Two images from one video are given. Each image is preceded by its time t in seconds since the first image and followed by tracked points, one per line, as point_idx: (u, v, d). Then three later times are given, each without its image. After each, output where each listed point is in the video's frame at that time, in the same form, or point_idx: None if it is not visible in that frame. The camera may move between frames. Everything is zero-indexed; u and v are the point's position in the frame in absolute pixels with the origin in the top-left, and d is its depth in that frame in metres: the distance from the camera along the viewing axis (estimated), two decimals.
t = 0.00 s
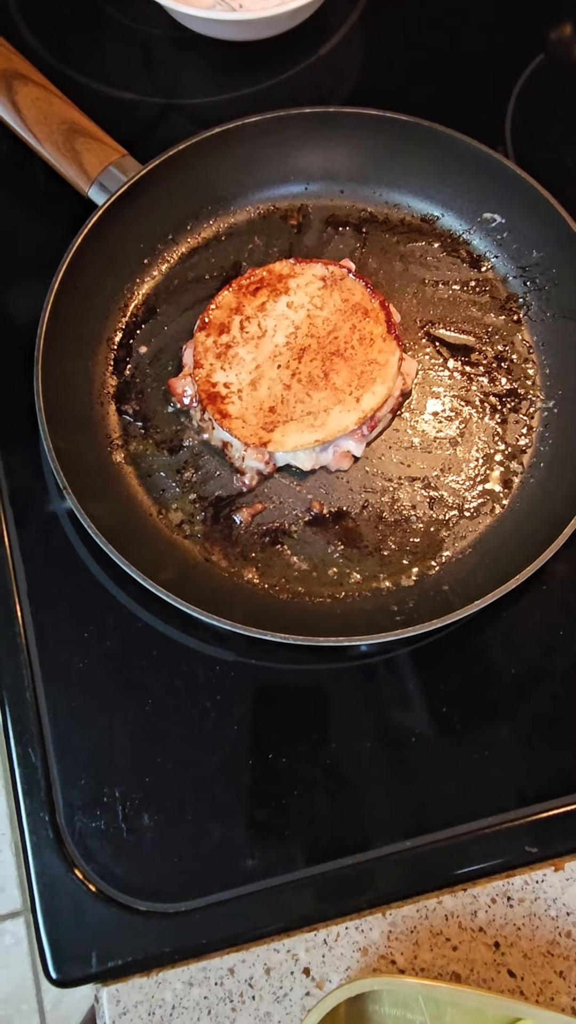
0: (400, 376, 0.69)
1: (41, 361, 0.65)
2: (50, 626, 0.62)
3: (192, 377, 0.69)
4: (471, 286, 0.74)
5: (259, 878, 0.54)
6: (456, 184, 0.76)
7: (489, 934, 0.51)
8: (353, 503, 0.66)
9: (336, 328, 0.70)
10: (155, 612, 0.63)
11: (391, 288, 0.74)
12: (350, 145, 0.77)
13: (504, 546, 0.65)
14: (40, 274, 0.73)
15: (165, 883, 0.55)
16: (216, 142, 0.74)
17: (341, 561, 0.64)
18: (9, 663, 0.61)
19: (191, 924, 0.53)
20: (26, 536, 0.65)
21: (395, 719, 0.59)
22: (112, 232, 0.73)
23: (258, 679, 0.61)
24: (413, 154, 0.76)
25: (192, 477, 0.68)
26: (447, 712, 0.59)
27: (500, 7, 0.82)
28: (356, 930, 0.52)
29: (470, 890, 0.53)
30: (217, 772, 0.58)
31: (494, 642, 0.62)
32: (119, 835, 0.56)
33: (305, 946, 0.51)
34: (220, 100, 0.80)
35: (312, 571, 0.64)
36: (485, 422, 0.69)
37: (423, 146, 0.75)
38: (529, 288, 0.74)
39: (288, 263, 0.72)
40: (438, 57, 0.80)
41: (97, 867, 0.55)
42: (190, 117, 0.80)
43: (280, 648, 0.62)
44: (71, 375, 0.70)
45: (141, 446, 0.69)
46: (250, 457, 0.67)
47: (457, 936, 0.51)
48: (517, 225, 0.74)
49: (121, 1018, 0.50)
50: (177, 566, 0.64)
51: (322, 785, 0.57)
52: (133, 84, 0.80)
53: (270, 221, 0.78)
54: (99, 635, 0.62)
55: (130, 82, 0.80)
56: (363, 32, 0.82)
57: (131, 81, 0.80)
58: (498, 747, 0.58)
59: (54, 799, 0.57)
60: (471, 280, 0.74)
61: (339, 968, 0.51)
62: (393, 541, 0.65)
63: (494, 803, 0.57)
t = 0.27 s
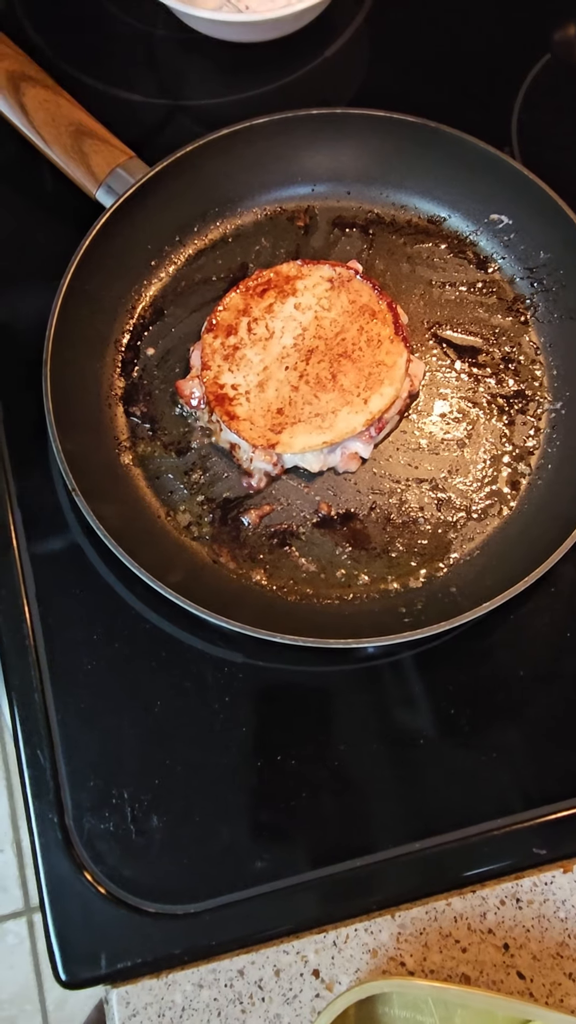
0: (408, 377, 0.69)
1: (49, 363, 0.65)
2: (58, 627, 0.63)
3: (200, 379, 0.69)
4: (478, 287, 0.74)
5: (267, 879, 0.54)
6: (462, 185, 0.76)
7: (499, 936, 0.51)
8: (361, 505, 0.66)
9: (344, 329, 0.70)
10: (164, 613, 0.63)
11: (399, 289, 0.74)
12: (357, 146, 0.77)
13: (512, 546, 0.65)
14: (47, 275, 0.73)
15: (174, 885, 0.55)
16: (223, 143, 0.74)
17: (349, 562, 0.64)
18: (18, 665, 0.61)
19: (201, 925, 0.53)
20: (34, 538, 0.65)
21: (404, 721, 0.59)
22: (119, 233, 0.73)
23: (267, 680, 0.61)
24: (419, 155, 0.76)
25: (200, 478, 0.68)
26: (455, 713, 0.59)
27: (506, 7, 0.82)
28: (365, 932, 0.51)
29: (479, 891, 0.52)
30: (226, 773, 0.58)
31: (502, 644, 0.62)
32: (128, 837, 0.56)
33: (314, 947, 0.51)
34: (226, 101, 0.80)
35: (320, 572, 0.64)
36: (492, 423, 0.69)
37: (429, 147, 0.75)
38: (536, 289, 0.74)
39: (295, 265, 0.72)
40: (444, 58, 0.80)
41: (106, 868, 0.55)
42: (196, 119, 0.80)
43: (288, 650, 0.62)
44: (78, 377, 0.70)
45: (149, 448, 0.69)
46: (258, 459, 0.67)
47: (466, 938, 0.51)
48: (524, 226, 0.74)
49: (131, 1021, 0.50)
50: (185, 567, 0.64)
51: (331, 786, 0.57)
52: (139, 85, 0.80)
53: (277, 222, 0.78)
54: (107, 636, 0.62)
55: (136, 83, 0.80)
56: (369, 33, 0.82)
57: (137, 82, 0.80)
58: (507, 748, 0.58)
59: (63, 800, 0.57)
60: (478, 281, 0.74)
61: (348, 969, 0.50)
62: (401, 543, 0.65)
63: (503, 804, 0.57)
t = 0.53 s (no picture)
0: (414, 379, 0.69)
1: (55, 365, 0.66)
2: (64, 629, 0.63)
3: (206, 380, 0.69)
4: (483, 288, 0.74)
5: (274, 880, 0.54)
6: (467, 186, 0.76)
7: (505, 937, 0.51)
8: (367, 506, 0.66)
9: (349, 330, 0.70)
10: (170, 615, 0.64)
11: (403, 290, 0.74)
12: (361, 147, 0.77)
13: (518, 547, 0.65)
14: (52, 277, 0.73)
15: (181, 886, 0.55)
16: (228, 144, 0.74)
17: (355, 563, 0.64)
18: (24, 666, 0.61)
19: (208, 927, 0.53)
20: (40, 539, 0.65)
21: (410, 721, 0.59)
22: (124, 234, 0.73)
23: (273, 682, 0.61)
24: (424, 156, 0.76)
25: (205, 479, 0.68)
26: (462, 714, 0.59)
27: (510, 7, 0.82)
28: (372, 933, 0.51)
29: (486, 892, 0.52)
30: (232, 774, 0.58)
31: (508, 645, 0.62)
32: (134, 838, 0.56)
33: (321, 949, 0.51)
34: (231, 102, 0.80)
35: (326, 573, 0.64)
36: (497, 424, 0.69)
37: (434, 148, 0.75)
38: (541, 290, 0.74)
39: (300, 266, 0.72)
40: (449, 58, 0.80)
41: (113, 870, 0.55)
42: (200, 119, 0.80)
43: (294, 651, 0.62)
44: (83, 378, 0.70)
45: (154, 449, 0.69)
46: (264, 460, 0.67)
47: (473, 939, 0.51)
48: (529, 227, 0.74)
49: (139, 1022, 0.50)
50: (191, 569, 0.64)
51: (338, 787, 0.57)
52: (143, 86, 0.80)
53: (282, 223, 0.78)
54: (113, 638, 0.62)
55: (141, 84, 0.80)
56: (373, 33, 0.82)
57: (142, 83, 0.80)
58: (513, 749, 0.58)
59: (70, 802, 0.57)
60: (483, 282, 0.74)
61: (355, 971, 0.50)
62: (407, 544, 0.65)
63: (509, 805, 0.57)
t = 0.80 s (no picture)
0: (413, 377, 0.69)
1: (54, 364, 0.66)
2: (64, 628, 0.63)
3: (204, 379, 0.69)
4: (482, 287, 0.74)
5: (274, 879, 0.55)
6: (466, 185, 0.76)
7: (504, 935, 0.51)
8: (366, 504, 0.66)
9: (348, 329, 0.70)
10: (169, 613, 0.64)
11: (403, 289, 0.74)
12: (361, 146, 0.77)
13: (517, 545, 0.65)
14: (52, 276, 0.73)
15: (181, 885, 0.55)
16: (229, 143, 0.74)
17: (354, 562, 0.64)
18: (24, 666, 0.61)
19: (207, 925, 0.53)
20: (39, 539, 0.65)
21: (409, 720, 0.59)
22: (124, 233, 0.73)
23: (273, 680, 0.61)
24: (423, 155, 0.76)
25: (205, 478, 0.68)
26: (461, 713, 0.59)
27: (510, 6, 0.82)
28: (370, 931, 0.51)
29: (485, 891, 0.52)
30: (231, 773, 0.58)
31: (508, 644, 0.62)
32: (134, 837, 0.56)
33: (320, 947, 0.51)
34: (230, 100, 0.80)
35: (325, 572, 0.64)
36: (496, 423, 0.69)
37: (434, 146, 0.75)
38: (540, 289, 0.74)
39: (299, 266, 0.72)
40: (449, 57, 0.80)
41: (113, 869, 0.55)
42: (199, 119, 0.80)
43: (293, 650, 0.62)
44: (83, 378, 0.70)
45: (153, 448, 0.69)
46: (263, 459, 0.67)
47: (472, 937, 0.51)
48: (529, 226, 0.74)
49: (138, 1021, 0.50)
50: (190, 568, 0.64)
51: (337, 785, 0.57)
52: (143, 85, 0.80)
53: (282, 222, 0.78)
54: (113, 637, 0.62)
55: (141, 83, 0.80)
56: (373, 33, 0.82)
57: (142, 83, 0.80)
58: (512, 747, 0.58)
59: (70, 801, 0.57)
60: (483, 281, 0.75)
61: (354, 969, 0.50)
62: (406, 542, 0.65)
63: (509, 804, 0.57)
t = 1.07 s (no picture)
0: (408, 374, 0.69)
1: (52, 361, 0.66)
2: (62, 624, 0.63)
3: (201, 375, 0.69)
4: (478, 284, 0.75)
5: (270, 872, 0.55)
6: (463, 183, 0.77)
7: (499, 928, 0.51)
8: (362, 500, 0.66)
9: (345, 325, 0.70)
10: (166, 608, 0.64)
11: (399, 286, 0.74)
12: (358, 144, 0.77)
13: (513, 541, 0.65)
14: (50, 273, 0.73)
15: (177, 878, 0.55)
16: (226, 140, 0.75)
17: (350, 558, 0.65)
18: (22, 661, 0.61)
19: (204, 919, 0.53)
20: (37, 535, 0.66)
21: (405, 714, 0.60)
22: (121, 231, 0.73)
23: (269, 674, 0.61)
24: (420, 153, 0.77)
25: (202, 474, 0.68)
26: (457, 708, 0.60)
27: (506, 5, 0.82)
28: (366, 924, 0.51)
29: (480, 884, 0.52)
30: (228, 767, 0.58)
31: (503, 638, 0.62)
32: (131, 831, 0.56)
33: (316, 940, 0.51)
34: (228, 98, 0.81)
35: (321, 567, 0.65)
36: (492, 419, 0.69)
37: (430, 144, 0.76)
38: (536, 286, 0.74)
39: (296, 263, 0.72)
40: (445, 56, 0.81)
41: (110, 863, 0.55)
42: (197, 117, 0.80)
43: (289, 645, 0.63)
44: (81, 374, 0.70)
45: (150, 444, 0.69)
46: (259, 455, 0.67)
47: (467, 930, 0.51)
48: (524, 224, 0.75)
49: (134, 1013, 0.50)
50: (187, 563, 0.65)
51: (333, 778, 0.58)
52: (141, 84, 0.81)
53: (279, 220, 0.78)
54: (110, 632, 0.63)
55: (139, 82, 0.81)
56: (370, 31, 0.82)
57: (140, 81, 0.81)
58: (508, 741, 0.59)
59: (67, 796, 0.57)
60: (479, 277, 0.75)
61: (349, 962, 0.50)
62: (402, 538, 0.65)
63: (504, 798, 0.57)
